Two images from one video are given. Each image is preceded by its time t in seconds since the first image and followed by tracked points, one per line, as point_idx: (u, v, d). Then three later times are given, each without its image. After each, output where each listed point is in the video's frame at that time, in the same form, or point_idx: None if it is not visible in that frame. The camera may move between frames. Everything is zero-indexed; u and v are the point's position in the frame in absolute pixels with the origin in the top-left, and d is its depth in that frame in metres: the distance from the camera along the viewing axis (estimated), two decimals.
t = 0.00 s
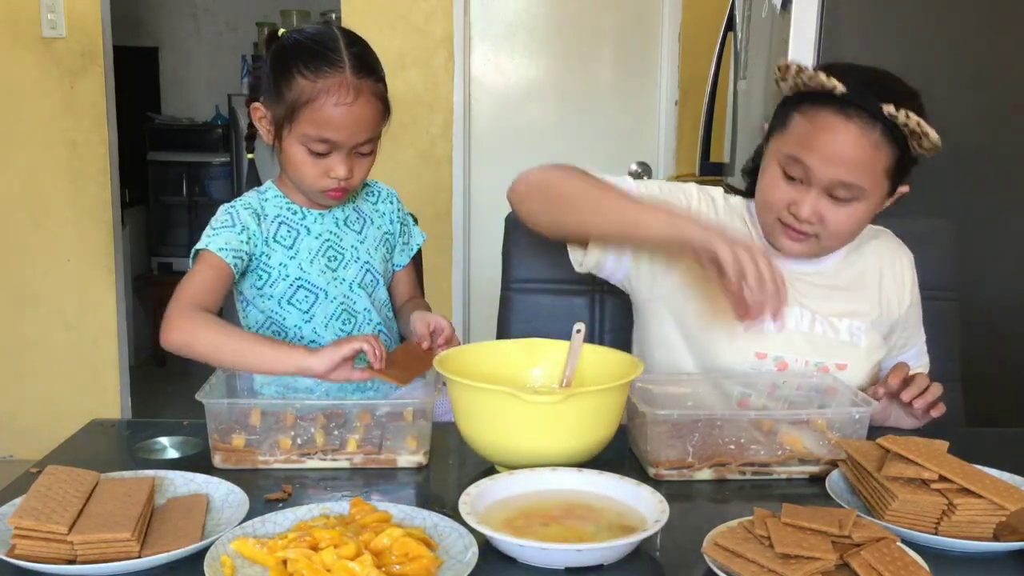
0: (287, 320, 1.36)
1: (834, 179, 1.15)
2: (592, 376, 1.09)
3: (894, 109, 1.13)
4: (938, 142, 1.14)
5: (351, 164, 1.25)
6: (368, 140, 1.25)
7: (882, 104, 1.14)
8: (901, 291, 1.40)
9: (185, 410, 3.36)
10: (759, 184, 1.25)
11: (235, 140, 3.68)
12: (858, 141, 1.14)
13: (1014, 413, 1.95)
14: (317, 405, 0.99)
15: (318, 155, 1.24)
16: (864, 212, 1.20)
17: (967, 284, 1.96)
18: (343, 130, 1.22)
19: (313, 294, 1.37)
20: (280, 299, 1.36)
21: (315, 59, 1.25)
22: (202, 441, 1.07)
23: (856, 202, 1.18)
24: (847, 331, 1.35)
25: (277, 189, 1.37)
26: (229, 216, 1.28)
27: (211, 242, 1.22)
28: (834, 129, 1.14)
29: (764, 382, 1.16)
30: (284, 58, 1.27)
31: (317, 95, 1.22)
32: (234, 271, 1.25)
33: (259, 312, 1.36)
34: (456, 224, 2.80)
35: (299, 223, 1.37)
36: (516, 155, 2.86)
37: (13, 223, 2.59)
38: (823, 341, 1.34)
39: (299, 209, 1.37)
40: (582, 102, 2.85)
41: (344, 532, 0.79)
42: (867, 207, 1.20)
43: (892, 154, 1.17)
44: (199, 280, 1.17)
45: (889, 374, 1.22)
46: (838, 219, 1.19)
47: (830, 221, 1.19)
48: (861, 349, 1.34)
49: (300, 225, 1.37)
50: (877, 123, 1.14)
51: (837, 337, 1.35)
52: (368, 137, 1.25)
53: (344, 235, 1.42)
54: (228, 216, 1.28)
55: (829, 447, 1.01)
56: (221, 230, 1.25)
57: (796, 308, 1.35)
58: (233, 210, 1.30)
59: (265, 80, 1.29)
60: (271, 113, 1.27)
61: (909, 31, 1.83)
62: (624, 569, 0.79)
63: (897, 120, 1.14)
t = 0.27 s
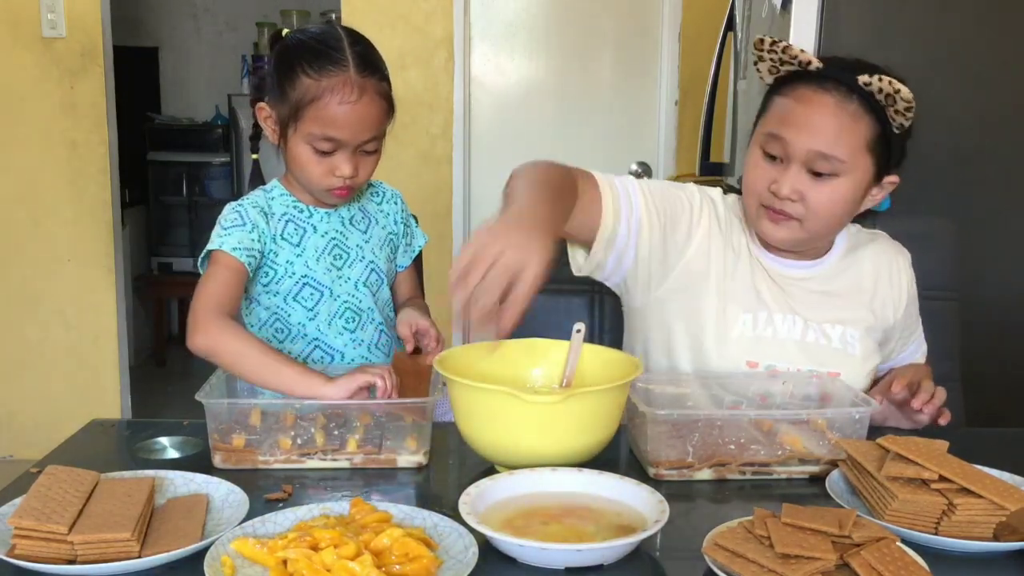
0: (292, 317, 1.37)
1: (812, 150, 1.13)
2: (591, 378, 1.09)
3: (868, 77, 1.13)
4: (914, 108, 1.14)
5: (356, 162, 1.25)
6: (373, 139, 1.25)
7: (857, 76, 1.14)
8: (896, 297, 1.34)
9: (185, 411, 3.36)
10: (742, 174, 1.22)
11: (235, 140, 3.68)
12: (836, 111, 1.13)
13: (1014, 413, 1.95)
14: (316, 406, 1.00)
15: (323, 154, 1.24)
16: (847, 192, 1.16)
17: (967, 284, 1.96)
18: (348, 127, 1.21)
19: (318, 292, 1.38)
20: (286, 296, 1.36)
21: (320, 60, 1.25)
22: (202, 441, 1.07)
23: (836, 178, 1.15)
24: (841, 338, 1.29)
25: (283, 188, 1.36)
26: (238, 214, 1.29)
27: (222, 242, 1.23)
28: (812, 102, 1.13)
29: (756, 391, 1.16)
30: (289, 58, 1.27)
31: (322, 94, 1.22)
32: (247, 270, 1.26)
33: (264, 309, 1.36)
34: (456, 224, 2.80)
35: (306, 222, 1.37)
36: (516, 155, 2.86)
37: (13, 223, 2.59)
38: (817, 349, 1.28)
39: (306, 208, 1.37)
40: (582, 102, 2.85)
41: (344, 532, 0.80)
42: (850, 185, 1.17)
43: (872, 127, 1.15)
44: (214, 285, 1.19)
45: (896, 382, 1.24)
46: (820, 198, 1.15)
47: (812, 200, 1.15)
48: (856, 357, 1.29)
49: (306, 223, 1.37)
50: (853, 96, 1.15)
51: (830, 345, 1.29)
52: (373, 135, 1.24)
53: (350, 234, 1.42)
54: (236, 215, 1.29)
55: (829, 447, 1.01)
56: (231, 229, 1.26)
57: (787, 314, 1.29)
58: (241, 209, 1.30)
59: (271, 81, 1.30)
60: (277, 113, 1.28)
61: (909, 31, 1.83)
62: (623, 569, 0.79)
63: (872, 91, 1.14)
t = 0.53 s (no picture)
0: (294, 316, 1.37)
1: (801, 151, 1.10)
2: (592, 375, 1.09)
3: (860, 78, 1.11)
4: (907, 109, 1.12)
5: (360, 167, 1.26)
6: (377, 143, 1.25)
7: (849, 77, 1.12)
8: (885, 294, 1.32)
9: (185, 411, 3.36)
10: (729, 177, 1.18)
11: (235, 140, 3.68)
12: (826, 112, 1.10)
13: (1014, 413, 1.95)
14: (316, 405, 0.99)
15: (327, 159, 1.25)
16: (834, 197, 1.13)
17: (967, 284, 1.96)
18: (352, 133, 1.22)
19: (321, 292, 1.38)
20: (289, 295, 1.36)
21: (325, 64, 1.25)
22: (202, 441, 1.07)
23: (824, 181, 1.12)
24: (834, 346, 1.26)
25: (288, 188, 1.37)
26: (243, 215, 1.29)
27: (228, 244, 1.24)
28: (804, 103, 1.10)
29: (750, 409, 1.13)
30: (295, 60, 1.27)
31: (326, 98, 1.22)
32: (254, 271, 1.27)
33: (267, 307, 1.35)
34: (456, 224, 2.80)
35: (309, 222, 1.37)
36: (516, 154, 2.86)
37: (12, 223, 2.58)
38: (811, 359, 1.25)
39: (310, 209, 1.37)
40: (582, 102, 2.85)
41: (345, 532, 0.80)
42: (838, 190, 1.13)
43: (863, 130, 1.12)
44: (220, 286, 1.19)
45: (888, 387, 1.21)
46: (807, 202, 1.11)
47: (798, 203, 1.11)
48: (848, 365, 1.26)
49: (310, 223, 1.37)
50: (845, 97, 1.12)
51: (824, 355, 1.25)
52: (378, 141, 1.25)
53: (354, 234, 1.42)
54: (242, 217, 1.29)
55: (829, 447, 1.01)
56: (237, 230, 1.26)
57: (780, 328, 1.24)
58: (245, 210, 1.30)
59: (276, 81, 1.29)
60: (281, 115, 1.27)
61: (908, 31, 1.83)
62: (623, 569, 0.79)
63: (864, 92, 1.12)
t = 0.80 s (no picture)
0: (298, 317, 1.37)
1: (783, 163, 1.09)
2: (592, 376, 1.09)
3: (842, 89, 1.09)
4: (890, 120, 1.10)
5: (362, 170, 1.25)
6: (380, 147, 1.25)
7: (832, 87, 1.11)
8: (879, 298, 1.31)
9: (185, 411, 3.36)
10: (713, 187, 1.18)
11: (235, 140, 3.68)
12: (808, 123, 1.09)
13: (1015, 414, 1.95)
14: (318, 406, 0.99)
15: (330, 162, 1.24)
16: (817, 209, 1.12)
17: (968, 284, 1.95)
18: (355, 136, 1.22)
19: (326, 292, 1.38)
20: (293, 296, 1.36)
21: (328, 68, 1.25)
22: (201, 441, 1.07)
23: (807, 193, 1.11)
24: (828, 351, 1.24)
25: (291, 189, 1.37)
26: (247, 216, 1.29)
27: (233, 247, 1.24)
28: (785, 114, 1.09)
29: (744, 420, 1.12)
30: (299, 64, 1.27)
31: (329, 101, 1.22)
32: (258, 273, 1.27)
33: (271, 307, 1.35)
34: (456, 223, 2.80)
35: (314, 223, 1.37)
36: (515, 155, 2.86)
37: (12, 223, 2.58)
38: (807, 366, 1.23)
39: (314, 209, 1.37)
40: (581, 103, 2.85)
41: (345, 532, 0.80)
42: (822, 201, 1.13)
43: (845, 141, 1.11)
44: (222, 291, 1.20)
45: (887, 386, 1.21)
46: (791, 215, 1.11)
47: (781, 216, 1.11)
48: (844, 369, 1.24)
49: (314, 224, 1.37)
50: (828, 108, 1.11)
51: (818, 361, 1.24)
52: (381, 144, 1.25)
53: (357, 234, 1.42)
54: (247, 219, 1.28)
55: (829, 447, 1.01)
56: (241, 232, 1.26)
57: (773, 335, 1.23)
58: (250, 212, 1.30)
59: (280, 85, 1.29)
60: (285, 119, 1.27)
61: (909, 31, 1.83)
62: (623, 569, 0.79)
63: (847, 103, 1.10)
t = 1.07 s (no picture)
0: (299, 317, 1.37)
1: (774, 166, 1.09)
2: (591, 376, 1.09)
3: (834, 91, 1.09)
4: (882, 123, 1.09)
5: (367, 171, 1.25)
6: (384, 148, 1.25)
7: (822, 90, 1.10)
8: (873, 296, 1.32)
9: (184, 411, 3.36)
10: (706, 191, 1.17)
11: (235, 140, 3.69)
12: (799, 126, 1.09)
13: (1015, 414, 1.95)
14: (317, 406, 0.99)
15: (335, 163, 1.24)
16: (809, 212, 1.12)
17: (968, 284, 1.95)
18: (360, 137, 1.21)
19: (328, 293, 1.38)
20: (294, 296, 1.36)
21: (334, 69, 1.25)
22: (201, 442, 1.07)
23: (799, 196, 1.11)
24: (825, 352, 1.25)
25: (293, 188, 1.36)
26: (247, 216, 1.29)
27: (232, 246, 1.24)
28: (776, 117, 1.09)
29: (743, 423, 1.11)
30: (304, 66, 1.27)
31: (335, 102, 1.22)
32: (255, 273, 1.27)
33: (272, 307, 1.36)
34: (456, 224, 2.80)
35: (315, 223, 1.36)
36: (515, 155, 2.86)
37: (12, 223, 2.58)
38: (805, 367, 1.23)
39: (315, 210, 1.37)
40: (581, 103, 2.85)
41: (345, 532, 0.80)
42: (814, 204, 1.13)
43: (836, 144, 1.11)
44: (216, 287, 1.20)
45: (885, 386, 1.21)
46: (783, 218, 1.11)
47: (773, 219, 1.11)
48: (840, 368, 1.25)
49: (316, 224, 1.36)
50: (819, 111, 1.10)
51: (815, 362, 1.24)
52: (385, 146, 1.25)
53: (359, 235, 1.42)
54: (246, 219, 1.28)
55: (829, 447, 1.01)
56: (240, 233, 1.26)
57: (770, 337, 1.23)
58: (250, 212, 1.30)
59: (285, 86, 1.29)
60: (290, 120, 1.27)
61: (908, 31, 1.83)
62: (623, 569, 0.79)
63: (839, 106, 1.10)
